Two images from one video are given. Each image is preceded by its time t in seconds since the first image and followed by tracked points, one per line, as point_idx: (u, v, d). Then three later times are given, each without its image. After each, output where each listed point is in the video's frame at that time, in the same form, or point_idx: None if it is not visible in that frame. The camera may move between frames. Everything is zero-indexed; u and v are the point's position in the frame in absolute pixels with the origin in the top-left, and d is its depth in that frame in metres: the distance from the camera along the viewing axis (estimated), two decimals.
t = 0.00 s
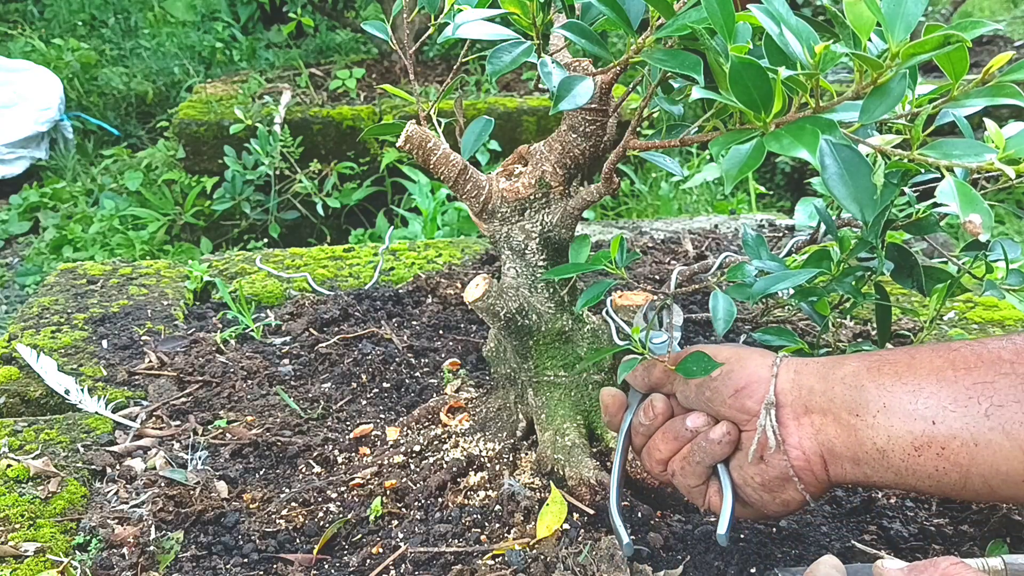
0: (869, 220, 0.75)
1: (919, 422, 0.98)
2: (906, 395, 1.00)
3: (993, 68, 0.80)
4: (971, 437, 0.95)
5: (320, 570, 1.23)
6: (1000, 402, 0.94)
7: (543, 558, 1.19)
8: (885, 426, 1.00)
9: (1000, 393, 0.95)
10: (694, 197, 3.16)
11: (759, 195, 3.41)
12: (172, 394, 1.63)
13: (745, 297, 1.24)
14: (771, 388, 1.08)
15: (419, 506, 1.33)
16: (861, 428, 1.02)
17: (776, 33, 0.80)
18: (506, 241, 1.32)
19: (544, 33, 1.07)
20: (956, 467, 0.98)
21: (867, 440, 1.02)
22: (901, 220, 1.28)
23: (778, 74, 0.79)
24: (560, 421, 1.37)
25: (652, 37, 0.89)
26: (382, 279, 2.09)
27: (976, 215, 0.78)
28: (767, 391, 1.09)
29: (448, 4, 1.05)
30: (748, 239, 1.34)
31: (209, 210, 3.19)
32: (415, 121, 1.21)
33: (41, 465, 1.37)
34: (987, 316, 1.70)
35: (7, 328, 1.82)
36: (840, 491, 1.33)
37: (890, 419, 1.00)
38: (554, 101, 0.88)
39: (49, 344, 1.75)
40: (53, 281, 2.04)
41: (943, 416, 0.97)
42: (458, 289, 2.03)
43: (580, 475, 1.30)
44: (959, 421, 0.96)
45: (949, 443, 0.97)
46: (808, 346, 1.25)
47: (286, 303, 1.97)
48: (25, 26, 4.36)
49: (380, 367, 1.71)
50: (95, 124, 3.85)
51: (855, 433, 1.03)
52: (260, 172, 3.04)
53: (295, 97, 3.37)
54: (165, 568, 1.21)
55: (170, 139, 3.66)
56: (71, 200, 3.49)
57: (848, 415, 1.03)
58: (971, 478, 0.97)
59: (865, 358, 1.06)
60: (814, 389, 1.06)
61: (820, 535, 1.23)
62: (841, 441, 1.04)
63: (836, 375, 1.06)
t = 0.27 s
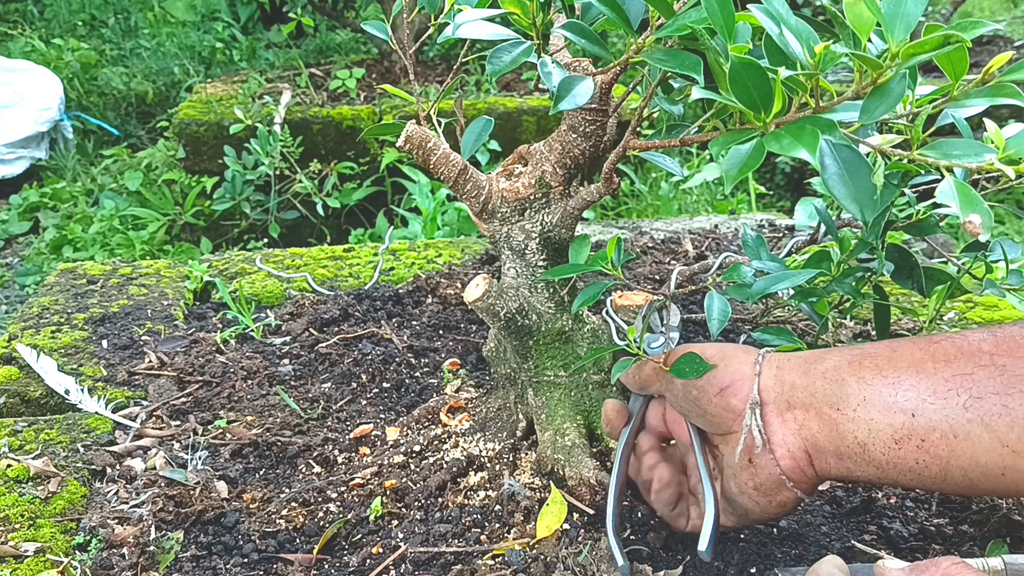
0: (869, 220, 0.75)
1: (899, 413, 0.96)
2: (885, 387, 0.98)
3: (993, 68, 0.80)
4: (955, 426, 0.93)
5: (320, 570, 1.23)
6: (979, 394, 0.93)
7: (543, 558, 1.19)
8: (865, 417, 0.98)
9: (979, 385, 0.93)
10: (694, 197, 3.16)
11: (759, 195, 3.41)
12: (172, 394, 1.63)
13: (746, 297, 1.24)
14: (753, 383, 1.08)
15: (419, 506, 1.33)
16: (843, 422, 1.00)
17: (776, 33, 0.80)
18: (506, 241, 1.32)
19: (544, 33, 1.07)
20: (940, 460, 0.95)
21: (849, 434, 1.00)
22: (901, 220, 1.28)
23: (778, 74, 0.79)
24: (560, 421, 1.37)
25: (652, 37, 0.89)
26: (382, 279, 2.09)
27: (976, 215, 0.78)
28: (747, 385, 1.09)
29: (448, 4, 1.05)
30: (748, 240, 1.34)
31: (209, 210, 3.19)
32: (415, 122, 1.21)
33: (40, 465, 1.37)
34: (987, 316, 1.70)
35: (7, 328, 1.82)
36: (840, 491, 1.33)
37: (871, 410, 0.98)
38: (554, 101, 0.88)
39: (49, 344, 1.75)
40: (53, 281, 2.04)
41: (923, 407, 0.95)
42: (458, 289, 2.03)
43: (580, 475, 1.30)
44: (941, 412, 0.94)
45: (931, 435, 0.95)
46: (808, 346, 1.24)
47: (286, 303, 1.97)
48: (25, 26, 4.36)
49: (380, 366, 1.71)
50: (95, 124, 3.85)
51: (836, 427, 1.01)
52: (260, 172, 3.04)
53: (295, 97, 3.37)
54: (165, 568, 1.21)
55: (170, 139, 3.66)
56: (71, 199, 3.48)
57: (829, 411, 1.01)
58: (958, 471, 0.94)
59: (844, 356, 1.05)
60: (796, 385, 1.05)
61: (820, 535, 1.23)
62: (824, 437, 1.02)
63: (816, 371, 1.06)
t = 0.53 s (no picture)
0: (869, 221, 0.75)
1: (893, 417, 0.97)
2: (874, 389, 0.99)
3: (993, 68, 0.80)
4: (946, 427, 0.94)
5: (320, 570, 1.23)
6: (967, 394, 0.93)
7: (543, 558, 1.19)
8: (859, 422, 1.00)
9: (967, 384, 0.94)
10: (694, 197, 3.16)
11: (759, 195, 3.41)
12: (172, 394, 1.63)
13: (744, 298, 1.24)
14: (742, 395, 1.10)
15: (419, 506, 1.33)
16: (835, 426, 1.02)
17: (776, 33, 0.79)
18: (506, 241, 1.32)
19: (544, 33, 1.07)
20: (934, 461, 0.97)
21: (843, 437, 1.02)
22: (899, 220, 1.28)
23: (778, 74, 0.79)
24: (560, 420, 1.37)
25: (651, 37, 0.89)
26: (382, 279, 2.09)
27: (976, 215, 0.78)
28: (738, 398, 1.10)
29: (448, 3, 1.05)
30: (745, 240, 1.34)
31: (209, 210, 3.19)
32: (415, 122, 1.21)
33: (40, 465, 1.37)
34: (987, 316, 1.70)
35: (7, 328, 1.82)
36: (839, 492, 1.33)
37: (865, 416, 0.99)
38: (554, 101, 0.88)
39: (49, 344, 1.75)
40: (53, 281, 2.04)
41: (911, 407, 0.96)
42: (458, 289, 2.03)
43: (580, 475, 1.31)
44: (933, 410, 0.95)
45: (923, 436, 0.96)
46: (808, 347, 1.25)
47: (286, 303, 1.97)
48: (25, 26, 4.36)
49: (380, 366, 1.71)
50: (95, 124, 3.85)
51: (830, 432, 1.03)
52: (260, 172, 3.04)
53: (295, 97, 3.37)
54: (165, 568, 1.21)
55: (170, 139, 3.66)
56: (71, 200, 3.49)
57: (830, 415, 1.02)
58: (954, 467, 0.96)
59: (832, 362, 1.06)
60: (784, 390, 1.07)
61: (820, 535, 1.23)
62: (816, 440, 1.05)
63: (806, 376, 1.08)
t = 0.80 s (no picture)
0: (869, 221, 0.75)
1: None
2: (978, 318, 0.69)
3: (993, 68, 0.80)
4: None
5: (319, 570, 1.23)
6: None
7: (543, 558, 1.19)
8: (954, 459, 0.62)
9: None
10: (694, 197, 3.16)
11: (759, 195, 3.41)
12: (172, 394, 1.63)
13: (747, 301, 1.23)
14: (798, 439, 0.68)
15: (419, 506, 1.33)
16: (965, 460, 0.60)
17: (776, 33, 0.79)
18: (506, 241, 1.32)
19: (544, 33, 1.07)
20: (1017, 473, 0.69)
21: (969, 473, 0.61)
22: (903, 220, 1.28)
23: (778, 74, 0.79)
24: (560, 420, 1.36)
25: (651, 37, 0.89)
26: (382, 279, 2.09)
27: (976, 216, 0.78)
28: (813, 450, 0.65)
29: (448, 3, 1.05)
30: (748, 239, 1.34)
31: (209, 210, 3.19)
32: (415, 122, 1.21)
33: (40, 465, 1.37)
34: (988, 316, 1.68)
35: (7, 328, 1.82)
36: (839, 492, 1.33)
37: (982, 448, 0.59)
38: (554, 101, 0.88)
39: (49, 344, 1.75)
40: (53, 281, 2.04)
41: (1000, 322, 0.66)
42: (458, 289, 2.03)
43: (580, 475, 1.31)
44: None
45: None
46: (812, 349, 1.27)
47: (286, 303, 1.97)
48: (25, 26, 4.36)
49: (380, 366, 1.71)
50: (95, 125, 3.85)
51: (962, 474, 0.60)
52: (260, 172, 3.04)
53: (295, 97, 3.37)
54: (165, 568, 1.21)
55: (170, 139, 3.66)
56: (71, 200, 3.49)
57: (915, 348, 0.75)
58: None
59: (953, 321, 0.60)
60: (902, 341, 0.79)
61: (820, 535, 1.23)
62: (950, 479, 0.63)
63: (953, 383, 0.56)
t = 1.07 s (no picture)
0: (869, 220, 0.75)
1: None
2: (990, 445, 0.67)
3: (993, 68, 0.80)
4: None
5: (320, 570, 1.23)
6: None
7: (543, 558, 1.19)
8: None
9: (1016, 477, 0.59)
10: (694, 197, 3.16)
11: (759, 195, 3.41)
12: (171, 394, 1.63)
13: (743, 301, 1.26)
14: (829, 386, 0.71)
15: (419, 506, 1.33)
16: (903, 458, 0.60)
17: (776, 33, 0.79)
18: (506, 241, 1.32)
19: (544, 33, 1.07)
20: None
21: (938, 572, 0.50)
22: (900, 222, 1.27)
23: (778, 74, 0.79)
24: (560, 421, 1.36)
25: (651, 37, 0.89)
26: (382, 279, 2.09)
27: (976, 216, 0.78)
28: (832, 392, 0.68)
29: (448, 4, 1.05)
30: (747, 242, 1.36)
31: (209, 210, 3.19)
32: (415, 122, 1.21)
33: (40, 465, 1.37)
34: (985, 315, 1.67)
35: (7, 328, 1.82)
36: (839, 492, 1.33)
37: None
38: (554, 101, 0.88)
39: (49, 344, 1.75)
40: (53, 281, 2.04)
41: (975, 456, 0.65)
42: (458, 289, 2.03)
43: (580, 475, 1.31)
44: None
45: None
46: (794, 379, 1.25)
47: (286, 303, 1.97)
48: (25, 26, 4.36)
49: (380, 366, 1.71)
50: (95, 124, 3.85)
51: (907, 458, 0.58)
52: (260, 172, 3.04)
53: (295, 97, 3.37)
54: (165, 568, 1.21)
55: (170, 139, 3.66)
56: (71, 200, 3.49)
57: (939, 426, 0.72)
58: None
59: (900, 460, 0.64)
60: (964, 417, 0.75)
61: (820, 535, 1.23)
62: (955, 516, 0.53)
63: None
